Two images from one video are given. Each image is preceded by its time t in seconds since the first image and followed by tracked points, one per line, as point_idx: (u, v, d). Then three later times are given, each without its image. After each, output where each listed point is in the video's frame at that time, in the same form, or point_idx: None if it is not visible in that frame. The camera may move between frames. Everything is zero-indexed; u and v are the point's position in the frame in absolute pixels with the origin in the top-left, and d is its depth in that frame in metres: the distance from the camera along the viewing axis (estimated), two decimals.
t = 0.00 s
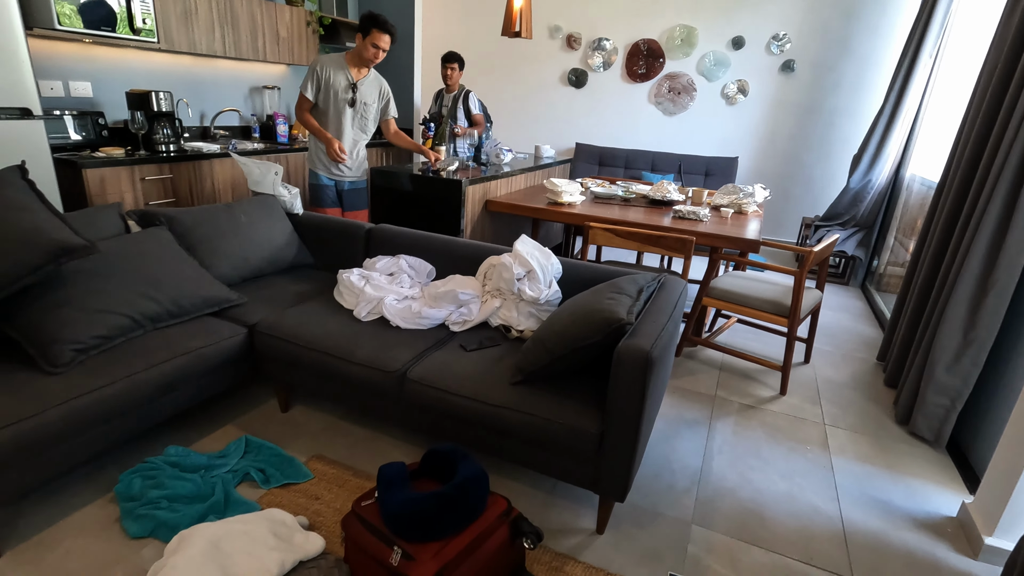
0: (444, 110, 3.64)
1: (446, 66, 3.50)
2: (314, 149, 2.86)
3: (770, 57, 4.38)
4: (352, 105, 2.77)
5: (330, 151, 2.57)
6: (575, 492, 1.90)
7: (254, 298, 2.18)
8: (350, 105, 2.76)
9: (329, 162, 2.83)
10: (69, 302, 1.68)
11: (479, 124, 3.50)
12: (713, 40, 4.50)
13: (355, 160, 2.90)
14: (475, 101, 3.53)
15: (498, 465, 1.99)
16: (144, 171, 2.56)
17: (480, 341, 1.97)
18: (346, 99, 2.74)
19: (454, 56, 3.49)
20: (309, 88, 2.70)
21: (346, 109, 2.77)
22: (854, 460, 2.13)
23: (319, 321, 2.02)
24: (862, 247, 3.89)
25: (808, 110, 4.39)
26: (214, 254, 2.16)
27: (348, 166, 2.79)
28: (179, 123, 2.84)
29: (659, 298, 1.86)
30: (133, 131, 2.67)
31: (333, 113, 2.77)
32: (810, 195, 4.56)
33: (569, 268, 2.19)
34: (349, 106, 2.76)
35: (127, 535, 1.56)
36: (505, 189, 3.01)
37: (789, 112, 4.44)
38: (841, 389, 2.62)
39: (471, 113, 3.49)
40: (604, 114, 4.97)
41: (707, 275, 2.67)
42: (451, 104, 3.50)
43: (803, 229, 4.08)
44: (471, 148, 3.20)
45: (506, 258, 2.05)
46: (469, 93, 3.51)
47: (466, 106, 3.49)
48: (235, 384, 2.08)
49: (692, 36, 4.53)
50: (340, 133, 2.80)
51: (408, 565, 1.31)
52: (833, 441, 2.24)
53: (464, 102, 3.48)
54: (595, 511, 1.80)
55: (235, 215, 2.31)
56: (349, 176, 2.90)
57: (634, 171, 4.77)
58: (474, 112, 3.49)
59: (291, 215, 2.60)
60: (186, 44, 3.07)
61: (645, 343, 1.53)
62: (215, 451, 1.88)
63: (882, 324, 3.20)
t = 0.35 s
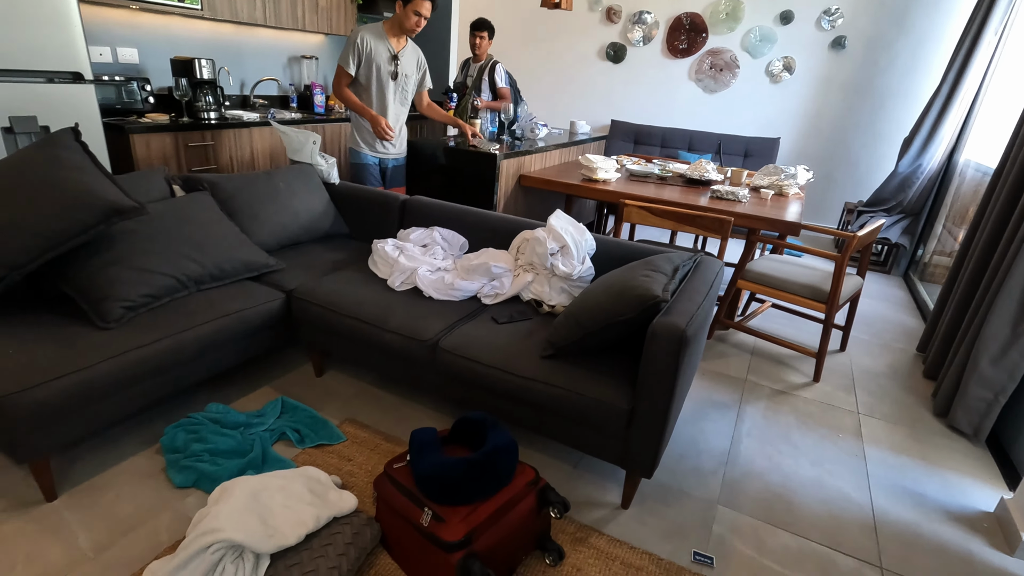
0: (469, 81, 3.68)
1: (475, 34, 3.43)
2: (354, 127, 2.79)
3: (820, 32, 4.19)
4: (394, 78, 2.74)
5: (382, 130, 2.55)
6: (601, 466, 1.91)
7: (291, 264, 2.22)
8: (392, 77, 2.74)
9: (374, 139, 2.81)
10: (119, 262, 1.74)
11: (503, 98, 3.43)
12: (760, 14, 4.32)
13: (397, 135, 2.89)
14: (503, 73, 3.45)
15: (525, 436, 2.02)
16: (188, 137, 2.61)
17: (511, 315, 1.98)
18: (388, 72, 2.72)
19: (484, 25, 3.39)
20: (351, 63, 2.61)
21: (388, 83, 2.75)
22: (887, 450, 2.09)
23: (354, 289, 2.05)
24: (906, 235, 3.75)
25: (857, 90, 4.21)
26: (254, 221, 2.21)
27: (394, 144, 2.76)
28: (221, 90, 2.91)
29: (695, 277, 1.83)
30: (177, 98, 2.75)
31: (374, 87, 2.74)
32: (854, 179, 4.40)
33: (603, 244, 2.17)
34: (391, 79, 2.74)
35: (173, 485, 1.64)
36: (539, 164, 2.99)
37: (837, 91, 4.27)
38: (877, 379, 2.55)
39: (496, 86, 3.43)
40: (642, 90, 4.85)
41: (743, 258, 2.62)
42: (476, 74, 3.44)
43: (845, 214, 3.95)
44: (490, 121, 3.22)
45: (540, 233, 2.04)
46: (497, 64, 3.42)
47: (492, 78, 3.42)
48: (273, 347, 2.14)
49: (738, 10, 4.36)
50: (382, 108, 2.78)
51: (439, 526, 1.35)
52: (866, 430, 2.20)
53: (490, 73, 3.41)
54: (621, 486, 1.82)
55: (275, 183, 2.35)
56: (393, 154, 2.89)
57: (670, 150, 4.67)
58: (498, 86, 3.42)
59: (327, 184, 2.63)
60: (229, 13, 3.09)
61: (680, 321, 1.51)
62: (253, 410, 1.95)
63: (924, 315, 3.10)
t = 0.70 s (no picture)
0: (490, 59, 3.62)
1: (497, 8, 3.28)
2: (396, 108, 2.67)
3: (876, 9, 3.99)
4: (433, 50, 2.60)
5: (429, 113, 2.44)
6: (632, 448, 1.91)
7: (330, 238, 2.26)
8: (432, 51, 2.59)
9: (420, 120, 2.66)
10: (168, 231, 1.80)
11: (527, 76, 3.42)
12: None
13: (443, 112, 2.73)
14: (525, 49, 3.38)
15: (556, 415, 2.03)
16: (232, 112, 2.66)
17: (545, 295, 1.98)
18: (427, 45, 2.58)
19: None
20: (389, 45, 2.49)
21: (429, 58, 2.61)
22: (930, 446, 2.02)
23: (389, 264, 2.08)
24: (959, 225, 3.58)
25: (914, 71, 4.00)
26: (295, 195, 2.25)
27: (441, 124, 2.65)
28: (264, 66, 2.95)
29: (735, 261, 1.78)
30: (223, 74, 2.81)
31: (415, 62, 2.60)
32: (906, 165, 4.21)
33: (640, 226, 2.14)
34: (431, 52, 2.59)
35: (217, 446, 1.71)
36: (576, 144, 2.95)
37: (891, 72, 4.07)
38: (922, 373, 2.47)
39: (520, 64, 3.38)
40: (683, 70, 4.73)
41: (784, 243, 2.55)
42: (499, 52, 3.37)
43: (894, 202, 3.80)
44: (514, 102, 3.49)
45: (577, 212, 2.02)
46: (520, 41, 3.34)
47: (514, 56, 3.36)
48: (311, 319, 2.20)
49: None
50: (425, 85, 2.66)
51: (471, 497, 1.37)
52: (908, 424, 2.13)
53: (513, 51, 3.35)
54: (651, 469, 1.81)
55: (314, 157, 2.38)
56: (443, 133, 2.75)
57: (711, 133, 4.55)
58: (522, 65, 3.38)
59: (365, 161, 2.65)
60: None
61: (720, 304, 1.48)
62: (292, 379, 2.01)
63: (975, 309, 2.97)
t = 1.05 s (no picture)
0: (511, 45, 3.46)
1: None
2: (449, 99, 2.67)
3: None
4: (485, 38, 2.59)
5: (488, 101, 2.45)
6: (669, 445, 1.88)
7: (375, 224, 2.30)
8: (484, 39, 2.58)
9: (472, 110, 2.66)
10: (224, 213, 1.87)
11: (551, 60, 3.39)
12: None
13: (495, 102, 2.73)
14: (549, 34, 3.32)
15: (593, 408, 2.02)
16: (284, 99, 2.73)
17: (587, 287, 1.96)
18: (480, 33, 2.57)
19: None
20: (442, 34, 2.49)
21: (481, 45, 2.60)
22: (988, 461, 1.92)
23: (433, 251, 2.10)
24: None
25: (985, 64, 3.79)
26: (343, 181, 2.30)
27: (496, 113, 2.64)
28: (316, 54, 3.01)
29: (787, 260, 1.73)
30: (277, 61, 2.89)
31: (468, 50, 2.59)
32: (971, 164, 4.00)
33: (687, 220, 2.09)
34: (482, 40, 2.58)
35: (264, 422, 1.78)
36: (622, 136, 2.91)
37: (959, 66, 3.86)
38: (982, 385, 2.34)
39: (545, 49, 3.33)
40: (734, 62, 4.60)
41: (837, 243, 2.46)
42: (522, 37, 3.23)
43: (956, 204, 3.61)
44: (537, 87, 3.48)
45: (623, 205, 1.99)
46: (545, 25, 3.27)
47: (539, 41, 3.28)
48: (355, 303, 2.25)
49: None
50: (477, 74, 2.64)
51: (509, 485, 1.38)
52: (965, 437, 2.03)
53: (537, 35, 3.25)
54: (689, 468, 1.79)
55: (363, 144, 2.42)
56: (496, 122, 2.74)
57: (761, 127, 4.42)
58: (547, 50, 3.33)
59: (411, 149, 2.68)
60: None
61: (770, 303, 1.44)
62: (335, 361, 2.06)
63: None
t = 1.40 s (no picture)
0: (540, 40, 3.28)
1: None
2: (513, 94, 2.69)
3: None
4: (550, 33, 2.58)
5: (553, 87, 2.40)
6: (714, 449, 1.84)
7: (423, 215, 2.33)
8: (548, 33, 2.58)
9: (540, 105, 2.65)
10: (281, 200, 1.92)
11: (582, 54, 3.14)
12: None
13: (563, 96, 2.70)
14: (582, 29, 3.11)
15: (636, 407, 1.99)
16: (337, 91, 2.80)
17: (634, 284, 1.93)
18: (544, 28, 2.57)
19: None
20: (506, 31, 2.51)
21: (545, 41, 2.59)
22: None
23: (479, 243, 2.11)
24: None
25: None
26: (392, 172, 2.33)
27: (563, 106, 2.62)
28: (369, 47, 3.06)
29: (847, 262, 1.66)
30: (332, 53, 2.95)
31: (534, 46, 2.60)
32: None
33: (740, 219, 2.03)
34: (547, 35, 2.58)
35: (312, 405, 1.83)
36: (672, 131, 2.85)
37: None
38: None
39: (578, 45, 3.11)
40: (792, 56, 4.43)
41: (899, 247, 2.34)
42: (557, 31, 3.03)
43: None
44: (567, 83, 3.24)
45: (674, 201, 1.94)
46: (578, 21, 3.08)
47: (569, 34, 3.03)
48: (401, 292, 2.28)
49: None
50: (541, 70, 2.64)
51: (552, 479, 1.37)
52: None
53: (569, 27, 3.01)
54: (735, 473, 1.74)
55: (413, 136, 2.45)
56: (562, 116, 2.71)
57: (818, 124, 4.25)
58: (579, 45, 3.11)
59: (459, 141, 2.70)
60: None
61: (831, 306, 1.38)
62: (381, 348, 2.10)
63: None
